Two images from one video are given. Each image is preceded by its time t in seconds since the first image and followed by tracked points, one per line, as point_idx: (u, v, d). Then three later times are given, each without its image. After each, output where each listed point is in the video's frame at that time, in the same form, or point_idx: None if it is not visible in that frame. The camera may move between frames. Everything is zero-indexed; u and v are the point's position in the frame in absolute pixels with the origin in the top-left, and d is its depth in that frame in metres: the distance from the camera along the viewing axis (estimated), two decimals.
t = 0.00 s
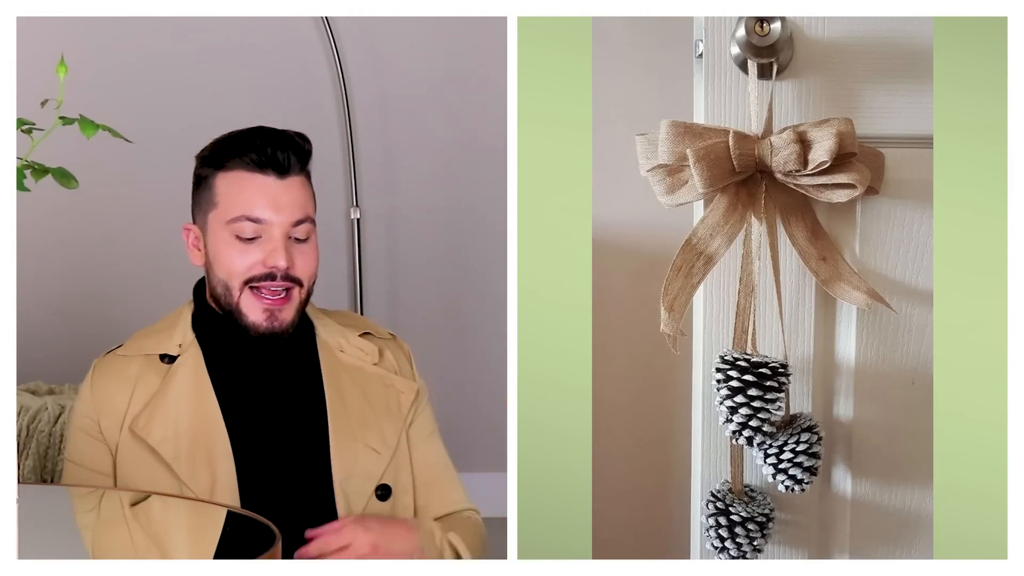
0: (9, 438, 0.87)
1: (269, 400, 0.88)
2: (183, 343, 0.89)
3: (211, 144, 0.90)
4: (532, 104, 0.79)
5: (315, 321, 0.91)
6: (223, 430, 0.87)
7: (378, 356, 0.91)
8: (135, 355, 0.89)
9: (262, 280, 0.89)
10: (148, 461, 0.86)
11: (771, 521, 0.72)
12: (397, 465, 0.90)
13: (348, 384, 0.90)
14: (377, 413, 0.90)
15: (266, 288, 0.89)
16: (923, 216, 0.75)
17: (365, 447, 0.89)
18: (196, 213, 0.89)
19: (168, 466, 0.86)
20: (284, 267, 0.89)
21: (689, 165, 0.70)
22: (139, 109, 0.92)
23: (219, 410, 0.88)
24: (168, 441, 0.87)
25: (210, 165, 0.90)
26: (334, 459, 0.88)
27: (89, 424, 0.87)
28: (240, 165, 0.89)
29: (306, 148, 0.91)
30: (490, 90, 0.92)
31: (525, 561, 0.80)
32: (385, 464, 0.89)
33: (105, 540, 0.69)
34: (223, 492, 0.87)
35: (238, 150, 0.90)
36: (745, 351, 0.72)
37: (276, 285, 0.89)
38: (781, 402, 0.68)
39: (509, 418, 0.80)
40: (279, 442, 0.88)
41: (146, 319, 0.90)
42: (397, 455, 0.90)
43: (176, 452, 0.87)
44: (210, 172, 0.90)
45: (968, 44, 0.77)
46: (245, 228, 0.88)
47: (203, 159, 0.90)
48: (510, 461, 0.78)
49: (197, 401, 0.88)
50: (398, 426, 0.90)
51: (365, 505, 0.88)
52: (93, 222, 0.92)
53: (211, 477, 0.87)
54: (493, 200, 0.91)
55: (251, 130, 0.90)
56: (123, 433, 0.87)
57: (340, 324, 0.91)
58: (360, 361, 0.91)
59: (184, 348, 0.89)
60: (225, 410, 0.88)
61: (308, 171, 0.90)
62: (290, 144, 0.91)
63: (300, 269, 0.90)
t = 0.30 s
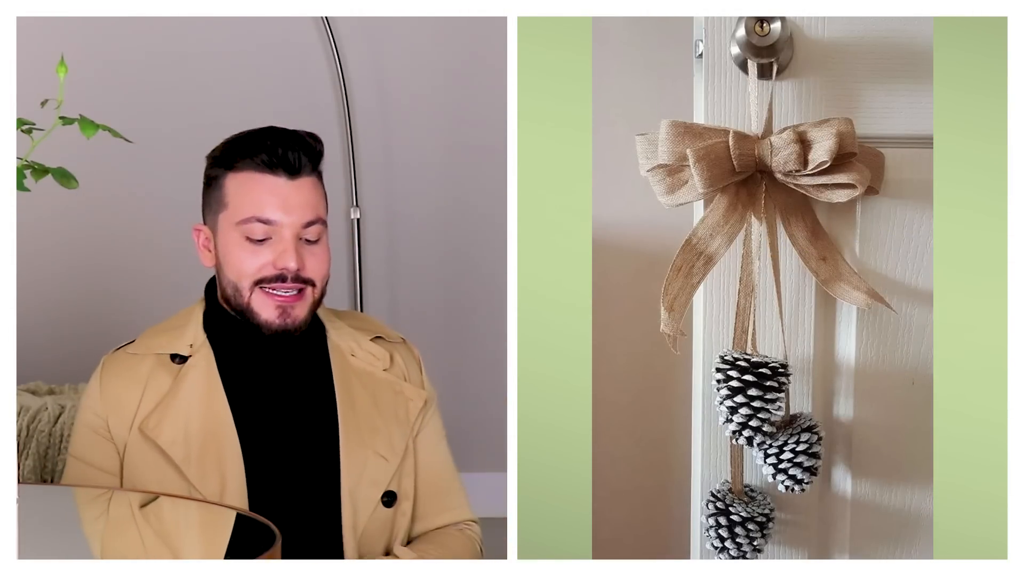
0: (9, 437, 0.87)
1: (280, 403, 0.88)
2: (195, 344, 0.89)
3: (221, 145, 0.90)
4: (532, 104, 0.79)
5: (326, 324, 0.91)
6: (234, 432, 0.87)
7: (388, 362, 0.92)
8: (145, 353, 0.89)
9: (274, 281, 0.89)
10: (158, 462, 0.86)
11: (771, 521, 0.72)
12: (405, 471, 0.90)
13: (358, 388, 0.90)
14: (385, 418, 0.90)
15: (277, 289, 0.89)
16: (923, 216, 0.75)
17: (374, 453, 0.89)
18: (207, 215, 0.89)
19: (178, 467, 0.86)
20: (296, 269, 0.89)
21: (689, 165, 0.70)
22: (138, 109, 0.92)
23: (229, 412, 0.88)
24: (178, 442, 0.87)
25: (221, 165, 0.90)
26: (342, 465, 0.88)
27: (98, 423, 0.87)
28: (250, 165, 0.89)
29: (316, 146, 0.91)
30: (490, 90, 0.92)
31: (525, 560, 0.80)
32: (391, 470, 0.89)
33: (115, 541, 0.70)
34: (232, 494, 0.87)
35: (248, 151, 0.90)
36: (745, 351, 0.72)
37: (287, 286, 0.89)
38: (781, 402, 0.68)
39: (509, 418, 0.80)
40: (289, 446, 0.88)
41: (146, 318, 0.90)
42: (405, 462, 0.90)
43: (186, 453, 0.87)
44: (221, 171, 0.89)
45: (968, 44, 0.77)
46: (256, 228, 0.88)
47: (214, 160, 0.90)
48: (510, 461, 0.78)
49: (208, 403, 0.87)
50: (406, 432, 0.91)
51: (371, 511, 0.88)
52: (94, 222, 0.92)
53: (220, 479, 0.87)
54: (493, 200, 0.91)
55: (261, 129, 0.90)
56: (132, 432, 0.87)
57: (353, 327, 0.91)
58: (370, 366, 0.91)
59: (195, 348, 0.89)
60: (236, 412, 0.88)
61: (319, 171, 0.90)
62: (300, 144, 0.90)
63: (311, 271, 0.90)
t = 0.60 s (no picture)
0: (9, 436, 0.86)
1: (278, 403, 0.89)
2: (192, 342, 0.89)
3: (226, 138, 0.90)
4: (532, 104, 0.79)
5: (328, 322, 0.91)
6: (229, 433, 0.87)
7: (388, 363, 0.91)
8: (144, 351, 0.89)
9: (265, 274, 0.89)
10: (152, 461, 0.86)
11: (771, 521, 0.72)
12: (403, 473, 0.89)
13: (357, 390, 0.90)
14: (384, 421, 0.90)
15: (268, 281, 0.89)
16: (923, 216, 0.75)
17: (370, 457, 0.89)
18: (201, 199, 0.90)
19: (172, 466, 0.86)
20: (287, 261, 0.89)
21: (689, 165, 0.70)
22: (139, 110, 0.92)
23: (225, 412, 0.88)
24: (173, 441, 0.86)
25: (225, 157, 0.89)
26: (338, 466, 0.88)
27: (95, 420, 0.87)
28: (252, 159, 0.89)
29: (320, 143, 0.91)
30: (490, 90, 0.92)
31: (525, 560, 0.80)
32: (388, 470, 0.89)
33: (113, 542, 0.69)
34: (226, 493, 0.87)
35: (251, 147, 0.89)
36: (745, 351, 0.72)
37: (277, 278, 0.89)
38: (781, 402, 0.68)
39: (509, 418, 0.80)
40: (285, 450, 0.88)
41: (147, 318, 0.90)
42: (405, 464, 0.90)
43: (181, 452, 0.86)
44: (223, 163, 0.89)
45: (968, 44, 0.77)
46: (243, 217, 0.88)
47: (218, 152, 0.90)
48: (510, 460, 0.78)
49: (204, 402, 0.87)
50: (404, 435, 0.90)
51: (366, 513, 0.88)
52: (94, 222, 0.92)
53: (213, 478, 0.87)
54: (493, 200, 0.92)
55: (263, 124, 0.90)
56: (129, 431, 0.86)
57: (354, 327, 0.91)
58: (370, 368, 0.91)
59: (192, 347, 0.89)
60: (233, 412, 0.88)
61: (321, 169, 0.90)
62: (303, 140, 0.90)
63: (302, 263, 0.89)
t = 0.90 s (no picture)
0: (9, 437, 0.86)
1: (275, 403, 0.88)
2: (189, 342, 0.89)
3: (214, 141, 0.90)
4: (532, 104, 0.78)
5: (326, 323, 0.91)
6: (226, 434, 0.87)
7: (386, 364, 0.91)
8: (142, 352, 0.89)
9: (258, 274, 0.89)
10: (150, 461, 0.86)
11: (771, 521, 0.72)
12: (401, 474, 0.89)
13: (355, 391, 0.90)
14: (381, 421, 0.90)
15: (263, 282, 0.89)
16: (923, 216, 0.75)
17: (367, 457, 0.89)
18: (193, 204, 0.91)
19: (170, 466, 0.86)
20: (281, 262, 0.89)
21: (689, 165, 0.70)
22: (139, 110, 0.92)
23: (222, 412, 0.88)
24: (170, 441, 0.87)
25: (214, 160, 0.90)
26: (336, 466, 0.88)
27: (93, 420, 0.87)
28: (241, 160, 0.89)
29: (308, 141, 0.91)
30: (490, 90, 0.92)
31: (525, 560, 0.80)
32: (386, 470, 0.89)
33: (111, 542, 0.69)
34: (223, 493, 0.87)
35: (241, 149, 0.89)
36: (745, 351, 0.72)
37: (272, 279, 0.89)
38: (781, 402, 0.68)
39: (510, 418, 0.80)
40: (284, 450, 0.88)
41: (147, 318, 0.90)
42: (403, 464, 0.90)
43: (178, 452, 0.86)
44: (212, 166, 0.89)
45: (968, 44, 0.77)
46: (235, 219, 0.88)
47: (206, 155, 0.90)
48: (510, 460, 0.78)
49: (201, 402, 0.88)
50: (402, 436, 0.90)
51: (364, 512, 0.88)
52: (94, 222, 0.92)
53: (211, 478, 0.87)
54: (493, 200, 0.92)
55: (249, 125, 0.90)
56: (127, 431, 0.87)
57: (352, 328, 0.91)
58: (368, 368, 0.90)
59: (189, 347, 0.89)
60: (231, 413, 0.88)
61: (309, 166, 0.90)
62: (291, 138, 0.91)
63: (296, 263, 0.90)
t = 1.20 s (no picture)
0: (8, 436, 0.81)
1: (273, 402, 0.89)
2: (186, 344, 0.89)
3: (214, 146, 0.90)
4: (532, 104, 0.78)
5: (322, 324, 0.91)
6: (224, 433, 0.87)
7: (381, 360, 0.92)
8: (138, 354, 0.89)
9: (269, 285, 0.89)
10: (149, 463, 0.86)
11: (771, 521, 0.72)
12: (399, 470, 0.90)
13: (351, 389, 0.91)
14: (378, 418, 0.91)
15: (273, 293, 0.89)
16: (923, 216, 0.75)
17: (365, 453, 0.90)
18: (203, 216, 0.89)
19: (170, 468, 0.86)
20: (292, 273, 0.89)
21: (689, 165, 0.70)
22: (139, 110, 0.92)
23: (221, 411, 0.88)
24: (169, 443, 0.86)
25: (216, 167, 0.89)
26: (335, 463, 0.89)
27: (91, 422, 0.87)
28: (244, 168, 0.88)
29: (311, 149, 0.91)
30: (489, 91, 0.92)
31: (525, 560, 0.80)
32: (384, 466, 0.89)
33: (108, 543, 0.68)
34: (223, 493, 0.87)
35: (242, 153, 0.89)
36: (745, 351, 0.72)
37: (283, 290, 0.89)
38: (781, 402, 0.68)
39: (509, 417, 0.80)
40: (282, 449, 0.88)
41: (147, 318, 0.91)
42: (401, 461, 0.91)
43: (177, 454, 0.86)
44: (214, 173, 0.89)
45: (968, 44, 0.77)
46: (252, 233, 0.87)
47: (207, 162, 0.90)
48: (510, 460, 0.78)
49: (200, 403, 0.88)
50: (399, 432, 0.91)
51: (365, 509, 0.89)
52: (94, 222, 0.92)
53: (211, 478, 0.87)
54: (493, 200, 0.92)
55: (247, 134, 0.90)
56: (125, 434, 0.86)
57: (347, 327, 0.92)
58: (363, 366, 0.91)
59: (187, 349, 0.89)
60: (229, 411, 0.88)
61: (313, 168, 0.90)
62: (296, 147, 0.90)
63: (306, 274, 0.90)
